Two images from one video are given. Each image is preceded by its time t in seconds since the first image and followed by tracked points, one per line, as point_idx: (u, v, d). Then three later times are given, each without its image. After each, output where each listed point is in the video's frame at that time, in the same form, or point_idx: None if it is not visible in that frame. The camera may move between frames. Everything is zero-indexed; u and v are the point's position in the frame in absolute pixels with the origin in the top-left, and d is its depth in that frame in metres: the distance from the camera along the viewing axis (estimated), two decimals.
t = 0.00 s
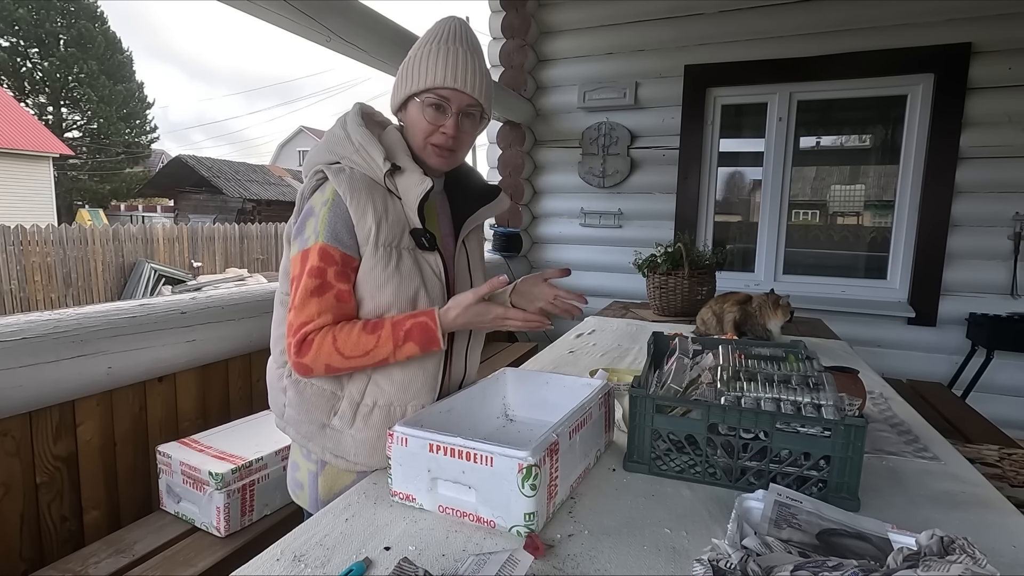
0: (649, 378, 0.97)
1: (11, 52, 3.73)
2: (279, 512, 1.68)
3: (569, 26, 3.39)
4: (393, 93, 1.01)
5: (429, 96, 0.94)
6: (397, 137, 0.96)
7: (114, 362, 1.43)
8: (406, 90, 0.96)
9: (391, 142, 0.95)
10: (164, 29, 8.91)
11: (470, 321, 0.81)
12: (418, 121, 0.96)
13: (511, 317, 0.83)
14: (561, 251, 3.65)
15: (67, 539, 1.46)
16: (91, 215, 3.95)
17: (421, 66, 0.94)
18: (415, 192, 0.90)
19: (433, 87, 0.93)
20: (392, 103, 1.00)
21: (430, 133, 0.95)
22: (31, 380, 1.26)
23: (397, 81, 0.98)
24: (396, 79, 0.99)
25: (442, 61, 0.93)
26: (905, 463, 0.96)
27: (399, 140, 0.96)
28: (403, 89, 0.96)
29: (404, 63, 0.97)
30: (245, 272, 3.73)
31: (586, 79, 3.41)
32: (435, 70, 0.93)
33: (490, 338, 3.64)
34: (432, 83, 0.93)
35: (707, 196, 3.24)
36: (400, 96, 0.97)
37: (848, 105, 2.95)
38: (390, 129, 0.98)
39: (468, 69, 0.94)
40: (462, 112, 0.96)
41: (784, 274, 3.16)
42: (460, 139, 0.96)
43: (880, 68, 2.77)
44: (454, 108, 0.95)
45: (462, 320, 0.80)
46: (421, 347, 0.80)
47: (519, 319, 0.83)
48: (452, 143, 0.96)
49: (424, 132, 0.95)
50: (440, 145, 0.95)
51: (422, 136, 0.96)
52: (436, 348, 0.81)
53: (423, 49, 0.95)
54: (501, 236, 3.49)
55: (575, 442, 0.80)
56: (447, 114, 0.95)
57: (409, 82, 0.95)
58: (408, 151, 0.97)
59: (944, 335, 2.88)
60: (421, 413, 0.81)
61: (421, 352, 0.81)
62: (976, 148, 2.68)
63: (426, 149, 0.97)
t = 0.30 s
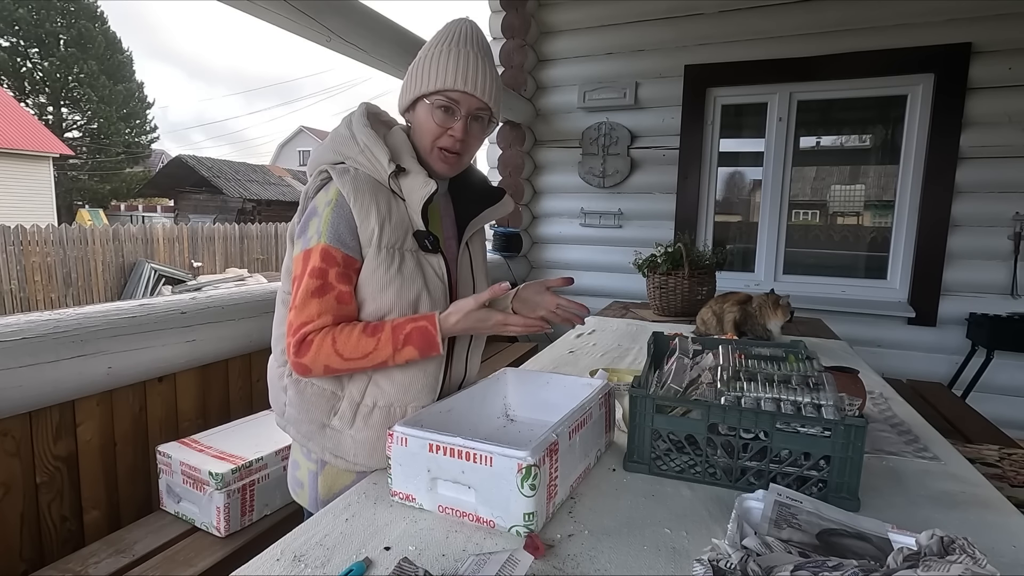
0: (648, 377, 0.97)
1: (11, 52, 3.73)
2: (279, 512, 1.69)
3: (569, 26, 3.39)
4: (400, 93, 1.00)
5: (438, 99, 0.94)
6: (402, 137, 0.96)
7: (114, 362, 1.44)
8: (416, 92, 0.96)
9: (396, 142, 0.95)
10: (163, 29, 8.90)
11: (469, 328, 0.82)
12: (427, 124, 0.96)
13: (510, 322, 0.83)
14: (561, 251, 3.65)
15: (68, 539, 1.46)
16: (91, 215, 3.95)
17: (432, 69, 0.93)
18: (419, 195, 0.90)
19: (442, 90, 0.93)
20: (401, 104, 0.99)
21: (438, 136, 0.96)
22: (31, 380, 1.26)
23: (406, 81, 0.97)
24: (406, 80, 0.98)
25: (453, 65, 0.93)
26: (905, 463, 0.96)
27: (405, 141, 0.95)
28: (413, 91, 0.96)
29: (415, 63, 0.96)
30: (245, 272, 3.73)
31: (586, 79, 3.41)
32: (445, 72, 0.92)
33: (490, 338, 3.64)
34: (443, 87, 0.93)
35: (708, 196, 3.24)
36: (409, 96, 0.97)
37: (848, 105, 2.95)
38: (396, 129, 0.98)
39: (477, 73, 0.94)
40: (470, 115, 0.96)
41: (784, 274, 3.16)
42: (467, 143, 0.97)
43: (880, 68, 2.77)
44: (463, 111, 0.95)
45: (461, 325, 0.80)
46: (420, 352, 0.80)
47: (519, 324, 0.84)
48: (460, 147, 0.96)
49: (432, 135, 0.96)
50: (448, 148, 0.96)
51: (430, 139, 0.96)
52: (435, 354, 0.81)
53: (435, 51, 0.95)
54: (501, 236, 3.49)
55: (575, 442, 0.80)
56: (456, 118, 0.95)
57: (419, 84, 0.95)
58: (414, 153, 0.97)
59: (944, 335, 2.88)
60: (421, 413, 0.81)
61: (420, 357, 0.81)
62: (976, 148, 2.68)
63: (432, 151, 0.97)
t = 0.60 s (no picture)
0: (649, 378, 0.97)
1: (11, 52, 3.73)
2: (279, 512, 1.68)
3: (569, 26, 3.39)
4: (398, 91, 0.96)
5: (453, 99, 0.93)
6: (394, 138, 0.95)
7: (114, 362, 1.43)
8: (429, 91, 0.92)
9: (387, 142, 0.94)
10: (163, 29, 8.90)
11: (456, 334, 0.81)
12: (442, 124, 0.94)
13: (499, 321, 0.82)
14: (561, 251, 3.65)
15: (68, 539, 1.46)
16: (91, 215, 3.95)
17: (446, 69, 0.92)
18: (412, 194, 0.90)
19: (458, 90, 0.93)
20: (404, 102, 0.96)
21: (453, 136, 0.95)
22: (31, 380, 1.26)
23: (411, 79, 0.94)
24: (410, 78, 0.94)
25: (466, 65, 0.93)
26: (904, 463, 0.96)
27: (395, 140, 0.95)
28: (426, 90, 0.92)
29: (419, 62, 0.93)
30: (245, 272, 3.73)
31: (586, 79, 3.41)
32: (463, 74, 0.93)
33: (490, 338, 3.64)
34: (460, 87, 0.93)
35: (708, 196, 3.24)
36: (420, 96, 0.93)
37: (849, 105, 2.95)
38: (387, 131, 0.96)
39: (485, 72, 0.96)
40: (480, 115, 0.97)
41: (784, 274, 3.16)
42: (477, 142, 0.98)
43: (880, 68, 2.77)
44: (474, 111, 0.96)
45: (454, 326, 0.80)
46: (410, 341, 0.79)
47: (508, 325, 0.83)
48: (471, 147, 0.98)
49: (447, 136, 0.95)
50: (461, 148, 0.96)
51: (443, 139, 0.95)
52: (425, 343, 0.80)
53: (441, 51, 0.93)
54: (501, 236, 3.49)
55: (575, 443, 0.80)
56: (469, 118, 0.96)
57: (434, 83, 0.92)
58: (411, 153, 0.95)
59: (944, 335, 2.88)
60: (421, 413, 0.81)
61: (411, 347, 0.80)
62: (976, 148, 2.68)
63: (446, 153, 0.96)
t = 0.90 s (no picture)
0: (649, 378, 0.97)
1: (11, 52, 3.73)
2: (279, 512, 1.68)
3: (569, 25, 3.39)
4: (384, 92, 0.94)
5: (443, 96, 0.94)
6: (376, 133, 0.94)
7: (114, 362, 1.44)
8: (420, 90, 0.92)
9: (370, 138, 0.94)
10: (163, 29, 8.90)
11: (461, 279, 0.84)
12: (434, 120, 0.95)
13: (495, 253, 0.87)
14: (561, 251, 3.65)
15: (68, 539, 1.46)
16: (91, 215, 3.95)
17: (434, 66, 0.92)
18: (400, 185, 0.91)
19: (448, 86, 0.94)
20: (391, 102, 0.94)
21: (445, 131, 0.96)
22: (31, 380, 1.26)
23: (398, 80, 0.92)
24: (397, 78, 0.92)
25: (451, 60, 0.94)
26: (904, 463, 0.96)
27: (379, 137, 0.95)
28: (417, 88, 0.92)
29: (404, 62, 0.92)
30: (245, 272, 3.73)
31: (585, 79, 3.41)
32: (453, 69, 0.93)
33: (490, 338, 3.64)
34: (449, 82, 0.93)
35: (707, 196, 3.24)
36: (410, 95, 0.93)
37: (849, 105, 2.95)
38: (366, 128, 0.95)
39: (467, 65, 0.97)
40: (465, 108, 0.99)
41: (784, 274, 3.16)
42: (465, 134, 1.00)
43: (880, 68, 2.77)
44: (462, 105, 0.98)
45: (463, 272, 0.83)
46: (428, 293, 0.80)
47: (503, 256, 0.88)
48: (461, 139, 0.99)
49: (439, 132, 0.96)
50: (453, 142, 0.98)
51: (436, 135, 0.96)
52: (442, 292, 0.80)
53: (424, 49, 0.93)
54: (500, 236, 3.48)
55: (575, 443, 0.80)
56: (457, 112, 0.97)
57: (424, 82, 0.92)
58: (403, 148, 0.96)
59: (944, 335, 2.88)
60: (421, 413, 0.81)
61: (430, 301, 0.80)
62: (976, 148, 2.68)
63: (439, 148, 0.98)
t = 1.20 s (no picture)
0: (649, 378, 0.97)
1: (11, 52, 3.74)
2: (278, 512, 1.68)
3: (569, 25, 3.39)
4: (371, 90, 0.94)
5: (430, 94, 0.94)
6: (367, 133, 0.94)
7: (114, 362, 1.44)
8: (405, 88, 0.92)
9: (360, 139, 0.94)
10: (162, 29, 8.91)
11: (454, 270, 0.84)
12: (419, 119, 0.94)
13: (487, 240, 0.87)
14: (561, 251, 3.65)
15: (68, 539, 1.46)
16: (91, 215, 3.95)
17: (420, 65, 0.92)
18: (391, 183, 0.90)
19: (434, 84, 0.93)
20: (377, 101, 0.94)
21: (430, 130, 0.95)
22: (31, 380, 1.26)
23: (384, 79, 0.92)
24: (383, 77, 0.92)
25: (438, 59, 0.93)
26: (904, 463, 0.96)
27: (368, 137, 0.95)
28: (402, 87, 0.92)
29: (390, 61, 0.92)
30: (245, 272, 3.73)
31: (585, 79, 3.41)
32: (437, 67, 0.92)
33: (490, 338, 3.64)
34: (435, 81, 0.93)
35: (707, 196, 3.24)
36: (395, 93, 0.92)
37: (849, 105, 2.95)
38: (358, 128, 0.96)
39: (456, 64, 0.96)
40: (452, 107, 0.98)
41: (784, 274, 3.16)
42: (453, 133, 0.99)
43: (880, 68, 2.77)
44: (449, 104, 0.97)
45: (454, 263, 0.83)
46: (422, 288, 0.79)
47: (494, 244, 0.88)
48: (449, 138, 0.98)
49: (424, 130, 0.95)
50: (440, 140, 0.97)
51: (422, 133, 0.95)
52: (437, 287, 0.80)
53: (411, 48, 0.93)
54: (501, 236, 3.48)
55: (575, 443, 0.80)
56: (444, 111, 0.96)
57: (409, 80, 0.91)
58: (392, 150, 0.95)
59: (944, 335, 2.88)
60: (421, 413, 0.81)
61: (425, 295, 0.80)
62: (976, 148, 2.68)
63: (425, 147, 0.97)
